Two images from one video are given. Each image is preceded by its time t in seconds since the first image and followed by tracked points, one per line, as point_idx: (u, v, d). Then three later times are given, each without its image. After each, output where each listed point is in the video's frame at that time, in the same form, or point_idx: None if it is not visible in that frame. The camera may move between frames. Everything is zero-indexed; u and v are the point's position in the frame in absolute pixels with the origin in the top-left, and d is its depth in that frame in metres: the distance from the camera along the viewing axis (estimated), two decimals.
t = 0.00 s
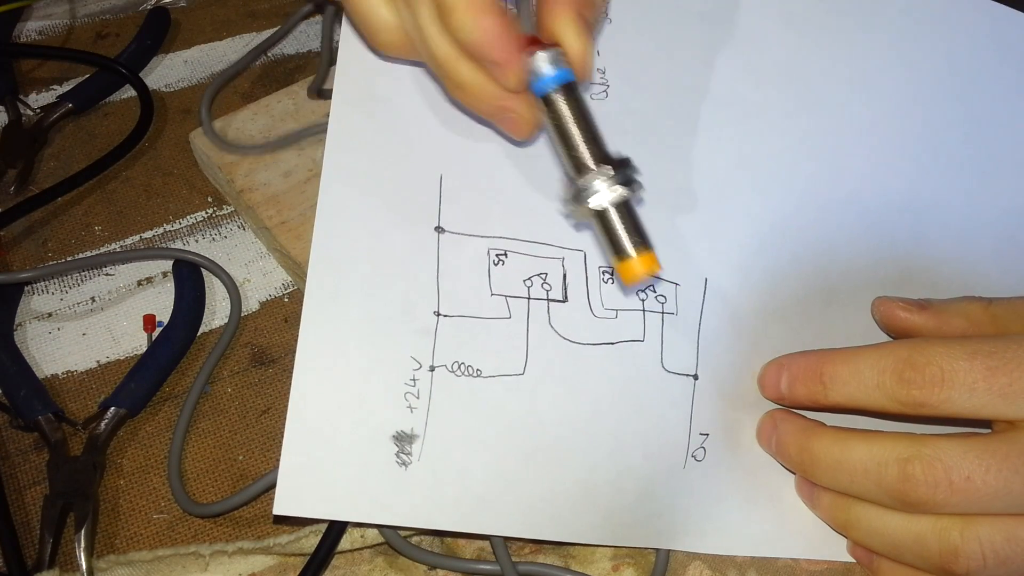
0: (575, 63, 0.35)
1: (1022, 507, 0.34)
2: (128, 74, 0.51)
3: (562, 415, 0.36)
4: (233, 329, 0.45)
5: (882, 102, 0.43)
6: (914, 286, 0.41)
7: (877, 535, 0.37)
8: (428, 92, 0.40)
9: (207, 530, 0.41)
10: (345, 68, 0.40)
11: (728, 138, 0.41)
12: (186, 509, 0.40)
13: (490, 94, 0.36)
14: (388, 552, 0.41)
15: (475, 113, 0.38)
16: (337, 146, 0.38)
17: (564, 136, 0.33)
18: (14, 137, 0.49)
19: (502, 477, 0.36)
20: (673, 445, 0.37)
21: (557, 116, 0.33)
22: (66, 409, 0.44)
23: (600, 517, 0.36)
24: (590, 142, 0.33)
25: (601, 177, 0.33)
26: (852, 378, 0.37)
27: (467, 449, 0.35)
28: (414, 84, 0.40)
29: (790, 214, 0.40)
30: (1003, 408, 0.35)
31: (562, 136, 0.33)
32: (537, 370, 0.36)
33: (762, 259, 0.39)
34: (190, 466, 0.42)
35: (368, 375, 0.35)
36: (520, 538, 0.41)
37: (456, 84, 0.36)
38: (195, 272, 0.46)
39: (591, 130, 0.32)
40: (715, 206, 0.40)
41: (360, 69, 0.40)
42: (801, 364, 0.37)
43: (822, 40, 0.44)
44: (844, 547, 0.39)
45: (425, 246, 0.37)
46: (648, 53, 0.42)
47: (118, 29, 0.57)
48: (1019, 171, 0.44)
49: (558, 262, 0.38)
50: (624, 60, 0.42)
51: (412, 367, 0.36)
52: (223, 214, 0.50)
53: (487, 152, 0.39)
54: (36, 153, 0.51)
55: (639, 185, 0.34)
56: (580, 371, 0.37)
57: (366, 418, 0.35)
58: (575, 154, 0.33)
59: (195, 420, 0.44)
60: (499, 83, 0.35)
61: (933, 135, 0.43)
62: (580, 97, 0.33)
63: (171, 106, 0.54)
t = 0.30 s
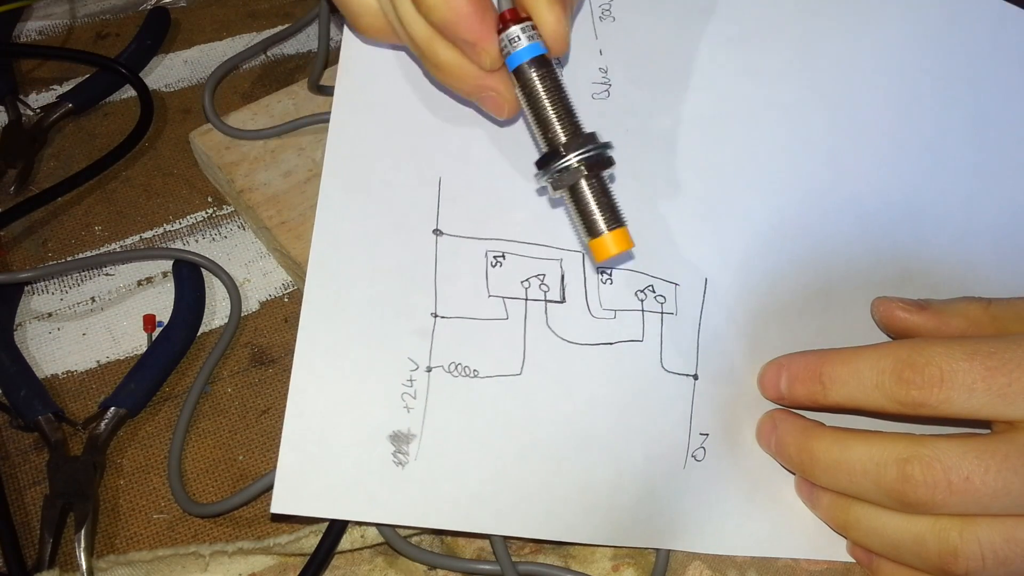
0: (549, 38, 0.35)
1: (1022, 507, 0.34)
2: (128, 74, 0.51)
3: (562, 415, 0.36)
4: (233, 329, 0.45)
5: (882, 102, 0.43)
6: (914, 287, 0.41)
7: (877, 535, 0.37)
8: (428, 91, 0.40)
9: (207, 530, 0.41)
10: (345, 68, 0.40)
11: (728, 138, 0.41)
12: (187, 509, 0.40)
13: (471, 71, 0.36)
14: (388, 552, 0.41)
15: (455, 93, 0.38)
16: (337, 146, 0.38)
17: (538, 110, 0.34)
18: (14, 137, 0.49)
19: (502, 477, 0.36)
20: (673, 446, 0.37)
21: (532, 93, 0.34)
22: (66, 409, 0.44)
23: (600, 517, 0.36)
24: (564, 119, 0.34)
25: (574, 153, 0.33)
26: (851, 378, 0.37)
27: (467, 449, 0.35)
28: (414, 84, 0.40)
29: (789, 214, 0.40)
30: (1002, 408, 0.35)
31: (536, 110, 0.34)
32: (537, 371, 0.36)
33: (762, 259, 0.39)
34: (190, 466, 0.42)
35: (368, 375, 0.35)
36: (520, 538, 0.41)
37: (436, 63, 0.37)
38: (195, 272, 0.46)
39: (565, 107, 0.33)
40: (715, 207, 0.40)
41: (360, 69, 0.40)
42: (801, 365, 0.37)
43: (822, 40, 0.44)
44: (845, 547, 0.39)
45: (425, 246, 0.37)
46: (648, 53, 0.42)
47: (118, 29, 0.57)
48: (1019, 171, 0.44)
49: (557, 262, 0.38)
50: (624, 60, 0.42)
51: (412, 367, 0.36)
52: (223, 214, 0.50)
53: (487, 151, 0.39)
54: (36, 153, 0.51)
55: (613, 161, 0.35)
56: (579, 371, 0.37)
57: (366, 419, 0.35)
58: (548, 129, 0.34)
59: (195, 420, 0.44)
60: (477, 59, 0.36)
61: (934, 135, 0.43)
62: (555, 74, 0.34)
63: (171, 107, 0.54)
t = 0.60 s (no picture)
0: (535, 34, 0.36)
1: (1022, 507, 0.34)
2: (128, 74, 0.51)
3: (562, 415, 0.36)
4: (233, 329, 0.45)
5: (882, 102, 0.43)
6: (914, 286, 0.41)
7: (877, 535, 0.37)
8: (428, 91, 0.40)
9: (207, 530, 0.41)
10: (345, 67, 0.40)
11: (729, 138, 0.41)
12: (186, 509, 0.40)
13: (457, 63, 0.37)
14: (388, 552, 0.41)
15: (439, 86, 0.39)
16: (337, 146, 0.38)
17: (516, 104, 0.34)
18: (14, 137, 0.49)
19: (502, 477, 0.36)
20: (673, 445, 0.37)
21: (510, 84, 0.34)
22: (66, 409, 0.43)
23: (600, 517, 0.36)
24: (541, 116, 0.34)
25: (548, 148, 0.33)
26: (851, 378, 0.37)
27: (467, 448, 0.35)
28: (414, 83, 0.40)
29: (789, 213, 0.40)
30: (1003, 408, 0.35)
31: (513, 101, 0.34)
32: (537, 370, 0.36)
33: (762, 259, 0.39)
34: (190, 466, 0.42)
35: (368, 375, 0.35)
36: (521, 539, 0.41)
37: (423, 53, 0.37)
38: (195, 272, 0.46)
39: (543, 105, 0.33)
40: (715, 206, 0.40)
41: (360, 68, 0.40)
42: (801, 364, 0.37)
43: (822, 40, 0.44)
44: (845, 547, 0.39)
45: (425, 246, 0.37)
46: (648, 53, 0.42)
47: (119, 29, 0.57)
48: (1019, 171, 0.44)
49: (558, 262, 0.38)
50: (624, 60, 0.42)
51: (412, 366, 0.36)
52: (223, 214, 0.50)
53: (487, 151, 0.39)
54: (36, 153, 0.51)
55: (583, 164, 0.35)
56: (580, 371, 0.37)
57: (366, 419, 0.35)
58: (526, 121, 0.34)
59: (195, 420, 0.44)
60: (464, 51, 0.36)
61: (934, 135, 0.43)
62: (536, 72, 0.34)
63: (171, 107, 0.54)
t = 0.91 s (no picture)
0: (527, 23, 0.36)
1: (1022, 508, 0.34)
2: (128, 74, 0.52)
3: (562, 415, 0.36)
4: (233, 328, 0.45)
5: (882, 102, 0.43)
6: (914, 286, 0.41)
7: (877, 534, 0.37)
8: (428, 92, 0.40)
9: (207, 531, 0.41)
10: (345, 68, 0.40)
11: (728, 138, 0.41)
12: (186, 508, 0.40)
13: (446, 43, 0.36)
14: (388, 552, 0.41)
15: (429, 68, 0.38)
16: (337, 146, 0.38)
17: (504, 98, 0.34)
18: (14, 136, 0.49)
19: (501, 476, 0.36)
20: (673, 446, 0.37)
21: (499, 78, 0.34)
22: (65, 409, 0.43)
23: (600, 517, 0.36)
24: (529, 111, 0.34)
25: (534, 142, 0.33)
26: (851, 377, 0.37)
27: (467, 448, 0.35)
28: (414, 83, 0.40)
29: (789, 213, 0.40)
30: (1003, 409, 0.35)
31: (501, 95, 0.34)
32: (537, 370, 0.36)
33: (762, 259, 0.39)
34: (190, 466, 0.42)
35: (368, 376, 0.35)
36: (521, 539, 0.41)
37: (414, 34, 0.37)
38: (195, 272, 0.46)
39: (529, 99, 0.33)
40: (715, 206, 0.40)
41: (360, 69, 0.40)
42: (802, 363, 0.37)
43: (821, 40, 0.44)
44: (844, 545, 0.39)
45: (425, 246, 0.37)
46: (648, 53, 0.42)
47: (119, 30, 0.57)
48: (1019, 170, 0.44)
49: (559, 262, 0.38)
50: (624, 60, 0.42)
51: (413, 367, 0.36)
52: (223, 214, 0.50)
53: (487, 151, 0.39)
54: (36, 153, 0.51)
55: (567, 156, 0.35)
56: (580, 371, 0.37)
57: (366, 420, 0.35)
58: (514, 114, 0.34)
59: (195, 420, 0.44)
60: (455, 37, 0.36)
61: (933, 135, 0.43)
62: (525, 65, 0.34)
63: (171, 107, 0.54)
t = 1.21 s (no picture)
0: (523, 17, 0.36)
1: (1022, 510, 0.34)
2: (128, 74, 0.52)
3: (562, 416, 0.36)
4: (233, 328, 0.45)
5: (882, 102, 0.43)
6: (914, 287, 0.41)
7: (877, 534, 0.37)
8: (428, 92, 0.40)
9: (207, 531, 0.41)
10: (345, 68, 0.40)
11: (728, 138, 0.41)
12: (186, 509, 0.40)
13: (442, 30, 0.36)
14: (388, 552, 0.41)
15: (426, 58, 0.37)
16: (337, 147, 0.38)
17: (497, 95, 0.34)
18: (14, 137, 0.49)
19: (501, 477, 0.36)
20: (673, 446, 0.37)
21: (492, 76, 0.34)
22: (65, 409, 0.43)
23: (600, 518, 0.36)
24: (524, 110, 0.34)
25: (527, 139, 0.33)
26: (851, 378, 0.37)
27: (467, 449, 0.35)
28: (414, 84, 0.40)
29: (789, 214, 0.40)
30: (1003, 410, 0.35)
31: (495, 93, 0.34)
32: (537, 370, 0.36)
33: (762, 259, 0.39)
34: (190, 466, 0.42)
35: (368, 376, 0.35)
36: (521, 539, 0.41)
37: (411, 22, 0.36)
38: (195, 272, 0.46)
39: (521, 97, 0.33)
40: (715, 206, 0.40)
41: (360, 69, 0.40)
42: (802, 364, 0.37)
43: (821, 40, 0.44)
44: (844, 545, 0.39)
45: (425, 246, 0.37)
46: (647, 53, 0.42)
47: (119, 30, 0.57)
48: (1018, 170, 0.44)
49: (559, 262, 0.38)
50: (623, 61, 0.42)
51: (413, 367, 0.36)
52: (223, 214, 0.50)
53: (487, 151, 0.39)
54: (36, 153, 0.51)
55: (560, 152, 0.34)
56: (580, 372, 0.37)
57: (366, 420, 0.35)
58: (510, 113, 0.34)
59: (195, 420, 0.43)
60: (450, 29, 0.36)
61: (933, 135, 0.43)
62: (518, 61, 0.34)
63: (171, 107, 0.54)
